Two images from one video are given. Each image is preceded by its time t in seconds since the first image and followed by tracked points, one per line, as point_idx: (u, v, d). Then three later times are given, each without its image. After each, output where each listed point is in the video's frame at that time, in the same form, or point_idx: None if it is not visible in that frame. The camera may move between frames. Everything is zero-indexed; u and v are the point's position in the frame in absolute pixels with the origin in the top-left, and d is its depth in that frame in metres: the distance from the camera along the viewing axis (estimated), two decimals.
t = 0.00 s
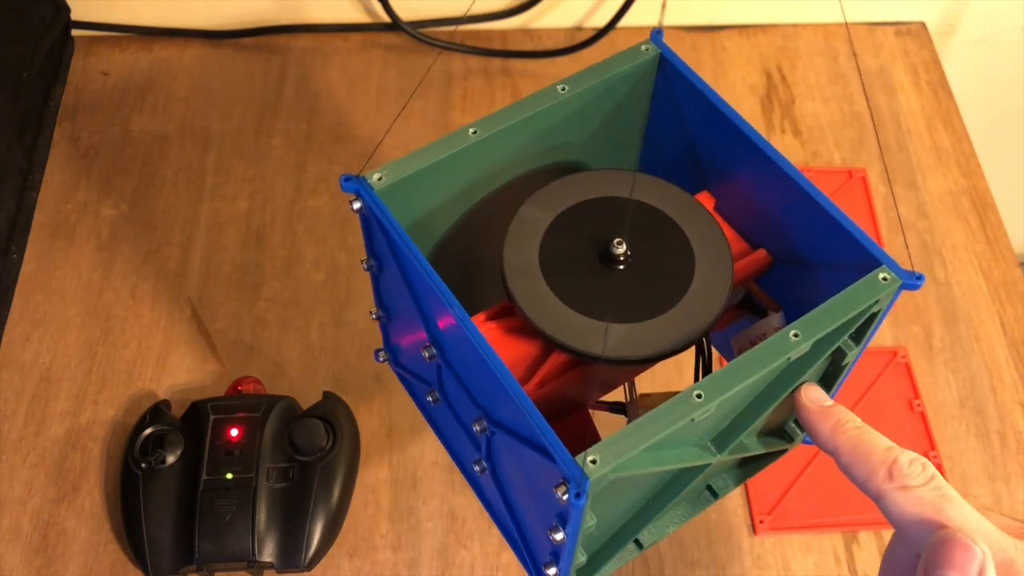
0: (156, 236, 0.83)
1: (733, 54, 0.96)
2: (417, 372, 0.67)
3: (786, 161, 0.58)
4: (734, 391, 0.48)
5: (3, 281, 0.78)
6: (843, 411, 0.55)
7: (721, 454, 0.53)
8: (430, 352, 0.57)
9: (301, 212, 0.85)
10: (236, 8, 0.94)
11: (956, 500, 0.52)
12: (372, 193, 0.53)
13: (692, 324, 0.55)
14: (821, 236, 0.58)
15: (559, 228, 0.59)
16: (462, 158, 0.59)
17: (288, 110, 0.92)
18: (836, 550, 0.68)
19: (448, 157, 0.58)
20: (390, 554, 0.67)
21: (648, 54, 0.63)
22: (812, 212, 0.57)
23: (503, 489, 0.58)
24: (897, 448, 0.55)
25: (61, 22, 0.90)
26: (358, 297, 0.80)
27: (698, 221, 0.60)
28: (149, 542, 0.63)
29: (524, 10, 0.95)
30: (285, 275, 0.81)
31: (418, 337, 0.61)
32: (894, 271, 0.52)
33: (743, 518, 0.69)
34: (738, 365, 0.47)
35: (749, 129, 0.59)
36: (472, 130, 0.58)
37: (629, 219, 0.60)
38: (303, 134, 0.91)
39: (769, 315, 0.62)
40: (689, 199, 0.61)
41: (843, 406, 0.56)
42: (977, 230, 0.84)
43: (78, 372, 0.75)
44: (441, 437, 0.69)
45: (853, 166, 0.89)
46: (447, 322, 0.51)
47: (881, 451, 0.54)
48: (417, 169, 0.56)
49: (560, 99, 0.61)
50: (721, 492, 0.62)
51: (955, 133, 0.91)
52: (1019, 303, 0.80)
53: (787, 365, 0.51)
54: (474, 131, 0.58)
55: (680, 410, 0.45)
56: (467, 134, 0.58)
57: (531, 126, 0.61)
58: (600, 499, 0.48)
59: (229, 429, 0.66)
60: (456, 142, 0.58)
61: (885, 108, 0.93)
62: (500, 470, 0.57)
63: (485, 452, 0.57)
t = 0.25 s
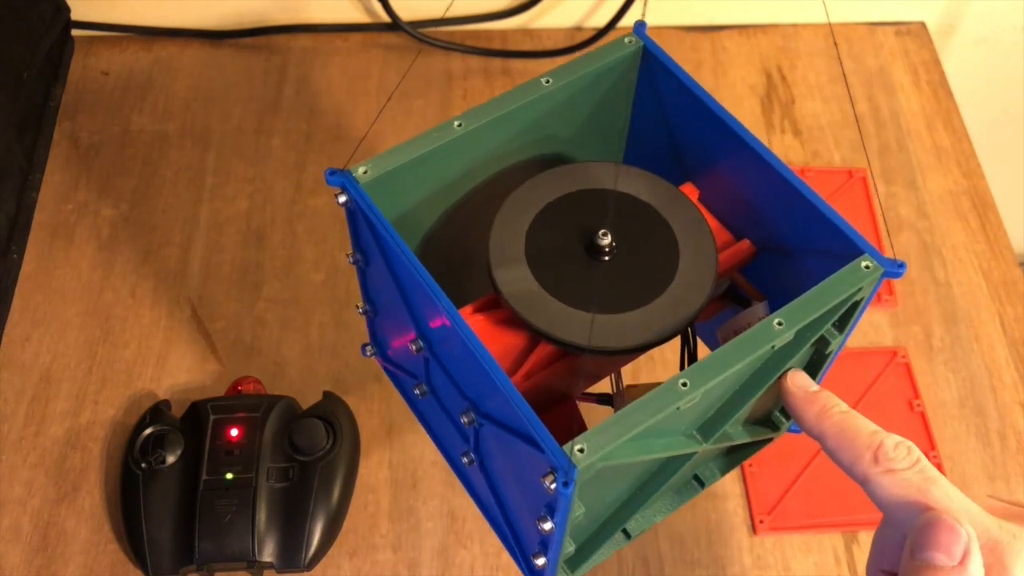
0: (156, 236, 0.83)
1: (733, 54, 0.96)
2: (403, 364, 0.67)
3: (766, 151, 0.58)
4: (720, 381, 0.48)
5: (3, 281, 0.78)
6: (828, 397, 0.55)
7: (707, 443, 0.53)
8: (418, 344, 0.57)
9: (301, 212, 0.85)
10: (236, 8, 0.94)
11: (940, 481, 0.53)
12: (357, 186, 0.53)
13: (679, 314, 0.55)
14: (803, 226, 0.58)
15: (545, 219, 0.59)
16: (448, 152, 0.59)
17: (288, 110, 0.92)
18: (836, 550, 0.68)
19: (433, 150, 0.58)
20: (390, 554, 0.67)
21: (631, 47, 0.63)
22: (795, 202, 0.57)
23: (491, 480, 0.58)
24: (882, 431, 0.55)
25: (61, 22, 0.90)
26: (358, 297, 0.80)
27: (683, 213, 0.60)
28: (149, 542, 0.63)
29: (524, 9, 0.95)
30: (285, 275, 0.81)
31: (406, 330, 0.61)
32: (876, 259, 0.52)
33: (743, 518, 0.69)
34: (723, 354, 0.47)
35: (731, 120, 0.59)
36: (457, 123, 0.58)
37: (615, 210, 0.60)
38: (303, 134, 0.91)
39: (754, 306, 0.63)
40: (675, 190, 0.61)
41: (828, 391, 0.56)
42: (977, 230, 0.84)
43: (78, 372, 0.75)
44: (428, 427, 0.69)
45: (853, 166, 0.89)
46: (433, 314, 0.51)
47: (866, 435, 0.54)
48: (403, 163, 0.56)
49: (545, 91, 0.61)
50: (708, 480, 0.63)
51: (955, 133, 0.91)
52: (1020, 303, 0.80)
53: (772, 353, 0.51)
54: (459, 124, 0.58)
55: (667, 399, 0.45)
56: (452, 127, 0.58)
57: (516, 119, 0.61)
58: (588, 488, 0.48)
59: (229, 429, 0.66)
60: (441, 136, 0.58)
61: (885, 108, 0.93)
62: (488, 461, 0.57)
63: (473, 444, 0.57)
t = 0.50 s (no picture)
0: (156, 236, 0.83)
1: (733, 54, 0.96)
2: (399, 356, 0.68)
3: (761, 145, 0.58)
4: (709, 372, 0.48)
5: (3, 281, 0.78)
6: (820, 390, 0.56)
7: (696, 435, 0.54)
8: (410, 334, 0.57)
9: (301, 212, 0.85)
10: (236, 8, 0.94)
11: (932, 473, 0.53)
12: (352, 174, 0.53)
13: (671, 305, 0.55)
14: (796, 220, 0.58)
15: (538, 210, 0.59)
16: (442, 143, 0.59)
17: (288, 110, 0.92)
18: (836, 550, 0.68)
19: (428, 141, 0.58)
20: (390, 554, 0.67)
21: (629, 40, 0.63)
22: (787, 196, 0.58)
23: (482, 470, 0.58)
24: (875, 425, 0.56)
25: (61, 22, 0.90)
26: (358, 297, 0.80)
27: (677, 206, 0.60)
28: (149, 542, 0.63)
29: (524, 10, 0.95)
30: (285, 275, 0.81)
31: (400, 321, 0.61)
32: (867, 254, 0.52)
33: (743, 518, 0.69)
34: (713, 344, 0.48)
35: (725, 112, 0.60)
36: (454, 114, 0.58)
37: (609, 201, 0.60)
38: (302, 134, 0.91)
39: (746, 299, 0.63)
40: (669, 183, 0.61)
41: (820, 385, 0.56)
42: (977, 230, 0.84)
43: (78, 372, 0.75)
44: (423, 419, 0.70)
45: (853, 166, 0.88)
46: (426, 303, 0.51)
47: (857, 428, 0.55)
48: (398, 153, 0.56)
49: (541, 84, 0.61)
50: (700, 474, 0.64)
51: (955, 133, 0.91)
52: (1019, 303, 0.80)
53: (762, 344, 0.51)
54: (455, 115, 0.58)
55: (654, 388, 0.45)
56: (447, 118, 0.58)
57: (512, 112, 0.61)
58: (576, 477, 0.48)
59: (229, 429, 0.66)
60: (437, 126, 0.58)
61: (885, 108, 0.93)
62: (479, 450, 0.57)
63: (465, 434, 0.57)
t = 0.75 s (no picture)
0: (156, 236, 0.83)
1: (733, 54, 0.96)
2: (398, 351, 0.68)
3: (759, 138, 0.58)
4: (707, 362, 0.48)
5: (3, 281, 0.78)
6: (815, 384, 0.56)
7: (695, 426, 0.54)
8: (410, 325, 0.57)
9: (301, 212, 0.85)
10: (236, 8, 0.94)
11: (927, 466, 0.53)
12: (353, 166, 0.54)
13: (668, 297, 0.55)
14: (793, 213, 0.58)
15: (538, 201, 0.59)
16: (442, 136, 0.59)
17: (288, 110, 0.92)
18: (836, 550, 0.68)
19: (428, 134, 0.58)
20: (390, 555, 0.67)
21: (627, 33, 0.62)
22: (785, 189, 0.58)
23: (482, 461, 0.58)
24: (868, 417, 0.56)
25: (61, 22, 0.90)
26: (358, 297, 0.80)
27: (675, 198, 0.60)
28: (149, 542, 0.63)
29: (524, 9, 0.95)
30: (285, 275, 0.81)
31: (400, 313, 0.61)
32: (865, 247, 0.52)
33: (743, 518, 0.69)
34: (711, 336, 0.48)
35: (723, 105, 0.60)
36: (453, 106, 0.58)
37: (608, 193, 0.60)
38: (302, 134, 0.91)
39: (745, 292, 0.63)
40: (666, 174, 0.61)
41: (816, 378, 0.57)
42: (977, 230, 0.84)
43: (78, 372, 0.75)
44: (422, 413, 0.70)
45: (853, 166, 0.88)
46: (426, 294, 0.51)
47: (851, 421, 0.55)
48: (398, 145, 0.56)
49: (540, 76, 0.61)
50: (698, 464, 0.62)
51: (955, 133, 0.91)
52: (1019, 303, 0.80)
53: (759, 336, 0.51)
54: (454, 107, 0.58)
55: (651, 378, 0.45)
56: (447, 110, 0.58)
57: (512, 105, 0.61)
58: (575, 467, 0.48)
59: (230, 429, 0.66)
60: (437, 119, 0.57)
61: (885, 108, 0.93)
62: (477, 440, 0.57)
63: (464, 425, 0.57)
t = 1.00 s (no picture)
0: (156, 236, 0.83)
1: (733, 54, 0.96)
2: (397, 349, 0.68)
3: (756, 134, 0.58)
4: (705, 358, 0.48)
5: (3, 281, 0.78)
6: (812, 379, 0.56)
7: (693, 422, 0.54)
8: (409, 323, 0.57)
9: (301, 212, 0.85)
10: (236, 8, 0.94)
11: (921, 459, 0.53)
12: (351, 165, 0.53)
13: (666, 294, 0.55)
14: (790, 209, 0.58)
15: (536, 199, 0.59)
16: (440, 134, 0.59)
17: (288, 110, 0.92)
18: (836, 550, 0.68)
19: (426, 131, 0.58)
20: (390, 555, 0.67)
21: (624, 30, 0.62)
22: (782, 185, 0.58)
23: (481, 458, 0.58)
24: (864, 412, 0.56)
25: (61, 22, 0.90)
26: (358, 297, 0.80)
27: (673, 195, 0.60)
28: (149, 542, 0.63)
29: (524, 9, 0.95)
30: (285, 275, 0.81)
31: (399, 311, 0.61)
32: (862, 242, 0.52)
33: (743, 518, 0.69)
34: (709, 331, 0.48)
35: (720, 101, 0.60)
36: (450, 104, 0.58)
37: (607, 190, 0.60)
38: (302, 134, 0.91)
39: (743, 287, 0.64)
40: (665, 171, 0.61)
41: (812, 373, 0.56)
42: (977, 230, 0.84)
43: (78, 372, 0.75)
44: (421, 411, 0.70)
45: (853, 166, 0.88)
46: (425, 291, 0.51)
47: (848, 416, 0.55)
48: (395, 143, 0.56)
49: (537, 74, 0.61)
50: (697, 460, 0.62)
51: (955, 133, 0.91)
52: (1019, 303, 0.80)
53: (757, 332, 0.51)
54: (452, 105, 0.58)
55: (649, 374, 0.45)
56: (445, 108, 0.58)
57: (509, 102, 0.61)
58: (574, 463, 0.48)
59: (230, 429, 0.66)
60: (434, 117, 0.57)
61: (885, 108, 0.93)
62: (476, 437, 0.57)
63: (464, 422, 0.57)
